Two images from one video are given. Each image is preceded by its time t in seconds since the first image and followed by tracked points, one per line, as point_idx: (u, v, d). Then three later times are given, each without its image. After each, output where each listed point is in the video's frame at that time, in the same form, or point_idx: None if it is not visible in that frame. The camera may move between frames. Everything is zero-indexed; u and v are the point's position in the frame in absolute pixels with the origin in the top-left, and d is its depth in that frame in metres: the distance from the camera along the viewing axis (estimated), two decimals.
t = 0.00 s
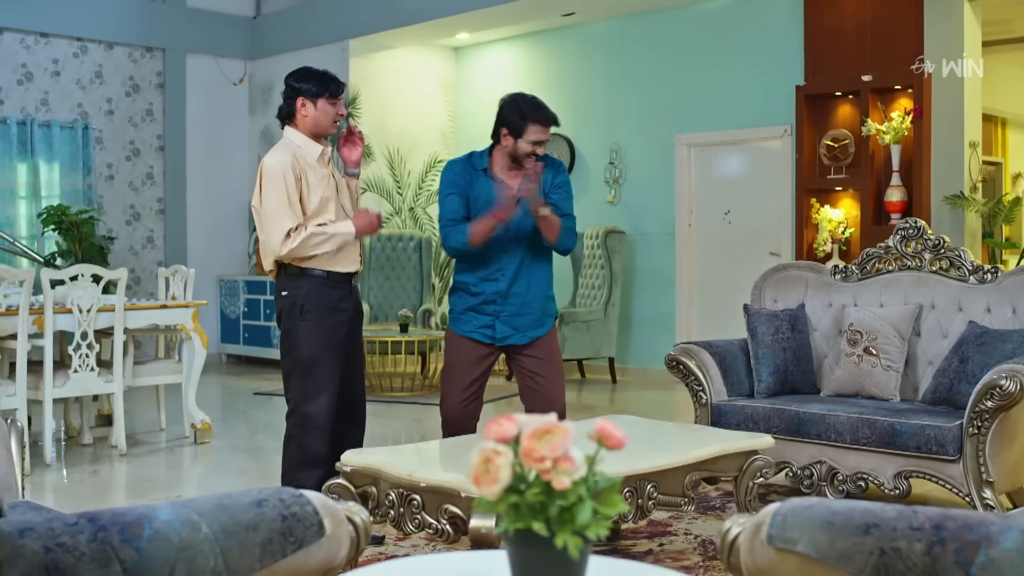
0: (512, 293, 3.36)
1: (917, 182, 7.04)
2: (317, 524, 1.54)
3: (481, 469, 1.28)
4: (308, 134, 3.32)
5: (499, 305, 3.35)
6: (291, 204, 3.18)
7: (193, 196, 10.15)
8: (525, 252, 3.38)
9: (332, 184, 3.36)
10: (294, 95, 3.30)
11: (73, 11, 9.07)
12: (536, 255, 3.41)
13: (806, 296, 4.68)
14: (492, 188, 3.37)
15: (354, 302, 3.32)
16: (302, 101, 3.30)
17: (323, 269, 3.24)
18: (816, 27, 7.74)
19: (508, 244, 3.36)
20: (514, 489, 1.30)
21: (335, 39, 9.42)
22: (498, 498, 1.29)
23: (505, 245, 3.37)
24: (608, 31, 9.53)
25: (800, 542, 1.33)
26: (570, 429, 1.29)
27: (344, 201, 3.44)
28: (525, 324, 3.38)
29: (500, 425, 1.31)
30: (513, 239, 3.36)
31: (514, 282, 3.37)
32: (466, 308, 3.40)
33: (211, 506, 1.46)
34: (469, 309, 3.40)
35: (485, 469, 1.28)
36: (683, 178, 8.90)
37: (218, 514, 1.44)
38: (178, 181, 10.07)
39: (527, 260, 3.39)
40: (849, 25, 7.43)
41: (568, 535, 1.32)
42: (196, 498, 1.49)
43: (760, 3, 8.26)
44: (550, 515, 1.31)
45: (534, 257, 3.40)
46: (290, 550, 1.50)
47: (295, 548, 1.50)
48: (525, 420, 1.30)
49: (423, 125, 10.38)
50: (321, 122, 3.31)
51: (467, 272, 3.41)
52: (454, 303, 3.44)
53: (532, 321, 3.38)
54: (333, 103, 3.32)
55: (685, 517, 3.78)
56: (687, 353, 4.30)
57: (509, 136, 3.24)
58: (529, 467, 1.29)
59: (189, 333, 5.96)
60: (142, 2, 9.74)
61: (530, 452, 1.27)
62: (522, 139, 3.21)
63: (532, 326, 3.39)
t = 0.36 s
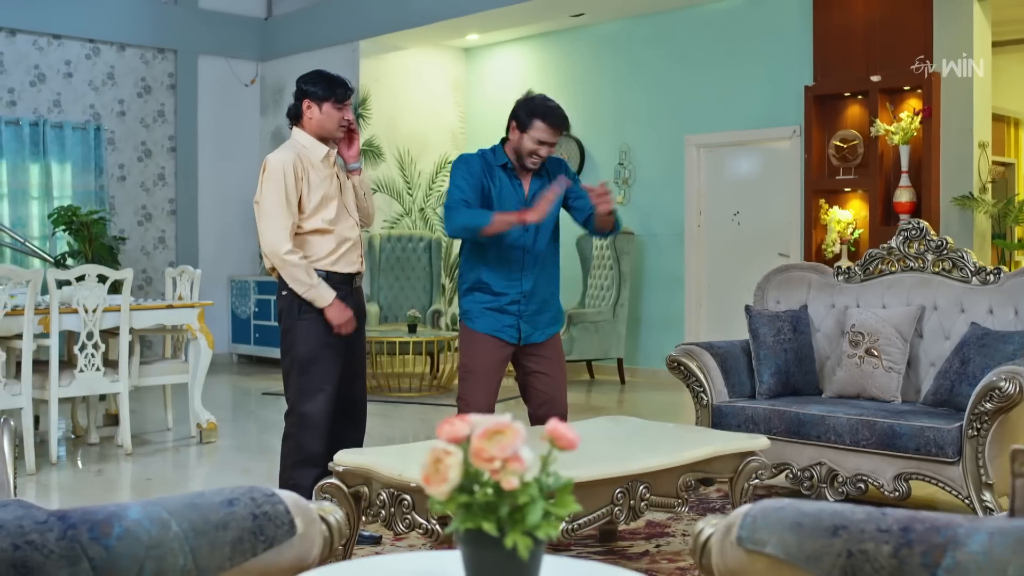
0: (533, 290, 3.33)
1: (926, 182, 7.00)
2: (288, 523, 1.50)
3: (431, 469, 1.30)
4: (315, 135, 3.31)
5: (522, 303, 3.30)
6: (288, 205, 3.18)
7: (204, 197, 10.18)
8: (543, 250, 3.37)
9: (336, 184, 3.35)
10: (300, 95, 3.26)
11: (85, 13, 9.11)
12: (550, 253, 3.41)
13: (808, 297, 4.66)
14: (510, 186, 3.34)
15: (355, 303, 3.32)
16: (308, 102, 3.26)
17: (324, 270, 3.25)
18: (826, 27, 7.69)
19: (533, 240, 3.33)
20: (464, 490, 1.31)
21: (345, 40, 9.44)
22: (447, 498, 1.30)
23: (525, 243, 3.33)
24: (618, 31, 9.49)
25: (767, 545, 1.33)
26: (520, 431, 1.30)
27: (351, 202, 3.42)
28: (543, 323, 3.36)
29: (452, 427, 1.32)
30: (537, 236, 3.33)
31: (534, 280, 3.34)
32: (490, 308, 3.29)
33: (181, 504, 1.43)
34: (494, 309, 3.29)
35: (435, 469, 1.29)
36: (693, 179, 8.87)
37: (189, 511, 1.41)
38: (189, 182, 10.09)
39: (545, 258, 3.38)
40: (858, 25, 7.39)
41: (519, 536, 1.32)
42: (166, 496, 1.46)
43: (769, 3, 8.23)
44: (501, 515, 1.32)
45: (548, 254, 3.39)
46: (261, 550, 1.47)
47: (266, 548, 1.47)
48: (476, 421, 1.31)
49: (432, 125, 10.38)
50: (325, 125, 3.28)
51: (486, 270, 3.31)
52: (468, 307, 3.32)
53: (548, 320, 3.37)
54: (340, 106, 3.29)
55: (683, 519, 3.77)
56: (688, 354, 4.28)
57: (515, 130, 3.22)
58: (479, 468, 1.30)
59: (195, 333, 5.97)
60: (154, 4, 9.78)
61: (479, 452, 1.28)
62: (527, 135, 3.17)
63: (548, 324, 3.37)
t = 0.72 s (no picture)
0: (517, 273, 3.34)
1: (936, 182, 6.94)
2: (260, 522, 1.55)
3: (386, 469, 1.30)
4: (319, 136, 3.31)
5: (509, 288, 3.31)
6: (286, 203, 3.18)
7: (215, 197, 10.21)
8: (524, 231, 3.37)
9: (338, 185, 3.34)
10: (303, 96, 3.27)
11: (98, 15, 9.16)
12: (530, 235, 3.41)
13: (811, 298, 4.65)
14: (490, 171, 3.29)
15: (354, 304, 3.32)
16: (311, 104, 3.28)
17: (321, 271, 3.25)
18: (834, 27, 7.65)
19: (511, 223, 3.32)
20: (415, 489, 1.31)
21: (355, 42, 9.48)
22: (399, 498, 1.30)
23: (509, 226, 3.32)
24: (627, 32, 9.48)
25: (740, 544, 1.36)
26: (475, 434, 1.30)
27: (355, 204, 3.39)
28: (528, 306, 3.38)
29: (409, 426, 1.32)
30: (515, 217, 3.33)
31: (518, 265, 3.35)
32: (478, 296, 3.28)
33: (155, 503, 1.50)
34: (482, 297, 3.28)
35: (389, 469, 1.29)
36: (702, 179, 8.84)
37: (160, 511, 1.47)
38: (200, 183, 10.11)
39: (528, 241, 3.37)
40: (867, 26, 7.36)
41: (471, 536, 1.32)
42: (144, 494, 1.53)
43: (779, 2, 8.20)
44: (454, 515, 1.33)
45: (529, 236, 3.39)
46: (232, 547, 1.52)
47: (237, 545, 1.52)
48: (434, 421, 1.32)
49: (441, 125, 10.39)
50: (327, 127, 3.28)
51: (470, 258, 3.29)
52: (457, 300, 3.30)
53: (531, 303, 3.40)
54: (342, 109, 3.28)
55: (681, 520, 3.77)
56: (689, 355, 4.26)
57: (501, 125, 3.20)
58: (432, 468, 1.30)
59: (201, 333, 5.98)
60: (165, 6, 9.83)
61: (433, 452, 1.28)
62: (510, 133, 3.15)
63: (530, 307, 3.40)
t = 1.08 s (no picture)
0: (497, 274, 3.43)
1: (946, 182, 6.88)
2: (235, 521, 1.61)
3: (341, 467, 1.32)
4: (318, 138, 3.34)
5: (492, 289, 3.39)
6: (283, 203, 3.21)
7: (227, 198, 10.24)
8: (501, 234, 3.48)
9: (339, 186, 3.35)
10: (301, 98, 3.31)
11: (109, 17, 9.20)
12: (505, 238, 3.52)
13: (815, 298, 4.64)
14: (466, 175, 3.39)
15: (351, 304, 3.33)
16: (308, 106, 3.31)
17: (318, 271, 3.26)
18: (844, 27, 7.61)
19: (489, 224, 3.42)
20: (370, 489, 1.33)
21: (365, 43, 9.49)
22: (354, 497, 1.32)
23: (487, 228, 3.42)
24: (638, 32, 9.46)
25: (710, 545, 1.44)
26: (429, 433, 1.32)
27: (355, 206, 3.40)
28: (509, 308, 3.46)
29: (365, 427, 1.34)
30: (492, 220, 3.44)
31: (498, 267, 3.43)
32: (463, 297, 3.33)
33: (131, 501, 1.55)
34: (466, 298, 3.34)
35: (344, 468, 1.31)
36: (712, 180, 8.82)
37: (136, 510, 1.52)
38: (212, 184, 10.15)
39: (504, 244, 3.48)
40: (878, 25, 7.32)
41: (425, 535, 1.34)
42: (118, 494, 1.58)
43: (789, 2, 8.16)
44: (409, 514, 1.35)
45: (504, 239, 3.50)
46: (206, 545, 1.58)
47: (212, 543, 1.59)
48: (389, 420, 1.34)
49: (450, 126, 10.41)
50: (321, 128, 3.31)
51: (453, 261, 3.35)
52: (442, 302, 3.32)
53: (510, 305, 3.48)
54: (338, 111, 3.31)
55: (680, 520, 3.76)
56: (692, 356, 4.25)
57: (471, 121, 3.32)
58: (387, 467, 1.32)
59: (208, 334, 6.01)
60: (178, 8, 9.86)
61: (387, 451, 1.30)
62: (484, 125, 3.28)
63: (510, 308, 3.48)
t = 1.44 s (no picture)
0: (497, 269, 3.44)
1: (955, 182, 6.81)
2: (211, 519, 1.70)
3: (299, 466, 1.33)
4: (319, 140, 3.36)
5: (492, 283, 3.40)
6: (279, 203, 3.24)
7: (237, 198, 10.26)
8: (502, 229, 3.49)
9: (338, 188, 3.37)
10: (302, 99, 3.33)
11: (120, 18, 9.23)
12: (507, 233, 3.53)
13: (818, 299, 4.63)
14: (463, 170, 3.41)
15: (349, 304, 3.34)
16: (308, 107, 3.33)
17: (314, 272, 3.28)
18: (854, 27, 7.58)
19: (489, 216, 3.43)
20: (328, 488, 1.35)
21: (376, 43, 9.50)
22: (312, 496, 1.34)
23: (487, 223, 3.43)
24: (647, 32, 9.44)
25: (683, 545, 1.55)
26: (387, 434, 1.35)
27: (355, 208, 3.42)
28: (510, 304, 3.46)
29: (325, 426, 1.36)
30: (492, 213, 3.45)
31: (498, 262, 3.45)
32: (462, 292, 3.34)
33: (109, 500, 1.64)
34: (465, 292, 3.35)
35: (302, 467, 1.33)
36: (721, 180, 8.78)
37: (112, 508, 1.61)
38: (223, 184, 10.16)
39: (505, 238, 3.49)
40: (889, 24, 7.27)
41: (384, 535, 1.36)
42: (97, 492, 1.67)
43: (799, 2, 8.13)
44: (367, 514, 1.37)
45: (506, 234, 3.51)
46: (184, 542, 1.67)
47: (189, 540, 1.67)
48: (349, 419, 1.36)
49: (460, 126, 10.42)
50: (319, 129, 3.32)
51: (452, 257, 3.36)
52: (439, 300, 3.34)
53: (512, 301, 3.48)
54: (336, 112, 3.31)
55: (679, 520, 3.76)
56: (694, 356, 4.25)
57: (458, 114, 3.37)
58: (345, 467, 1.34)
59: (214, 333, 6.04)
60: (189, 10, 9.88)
61: (345, 451, 1.32)
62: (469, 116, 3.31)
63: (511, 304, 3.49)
